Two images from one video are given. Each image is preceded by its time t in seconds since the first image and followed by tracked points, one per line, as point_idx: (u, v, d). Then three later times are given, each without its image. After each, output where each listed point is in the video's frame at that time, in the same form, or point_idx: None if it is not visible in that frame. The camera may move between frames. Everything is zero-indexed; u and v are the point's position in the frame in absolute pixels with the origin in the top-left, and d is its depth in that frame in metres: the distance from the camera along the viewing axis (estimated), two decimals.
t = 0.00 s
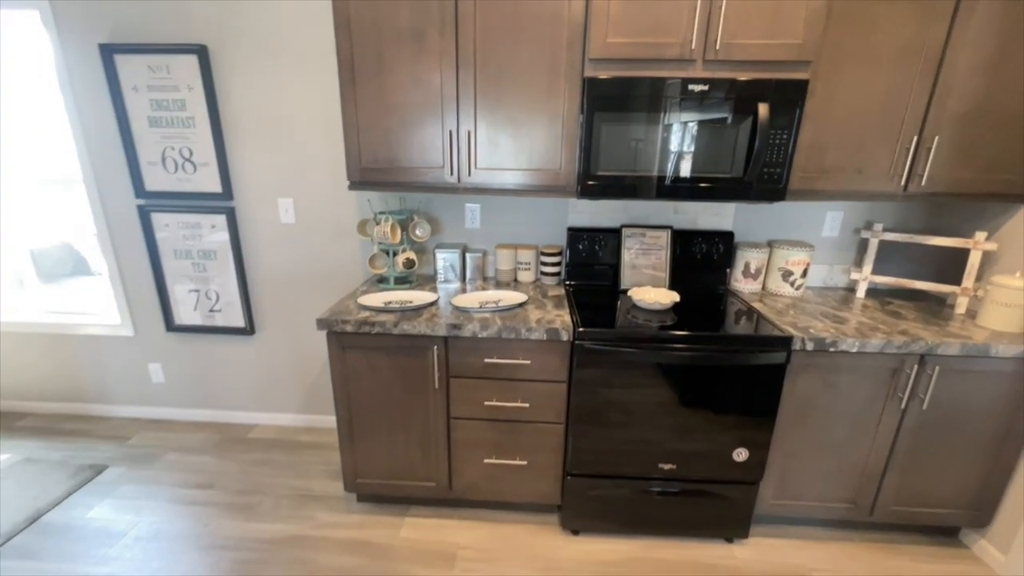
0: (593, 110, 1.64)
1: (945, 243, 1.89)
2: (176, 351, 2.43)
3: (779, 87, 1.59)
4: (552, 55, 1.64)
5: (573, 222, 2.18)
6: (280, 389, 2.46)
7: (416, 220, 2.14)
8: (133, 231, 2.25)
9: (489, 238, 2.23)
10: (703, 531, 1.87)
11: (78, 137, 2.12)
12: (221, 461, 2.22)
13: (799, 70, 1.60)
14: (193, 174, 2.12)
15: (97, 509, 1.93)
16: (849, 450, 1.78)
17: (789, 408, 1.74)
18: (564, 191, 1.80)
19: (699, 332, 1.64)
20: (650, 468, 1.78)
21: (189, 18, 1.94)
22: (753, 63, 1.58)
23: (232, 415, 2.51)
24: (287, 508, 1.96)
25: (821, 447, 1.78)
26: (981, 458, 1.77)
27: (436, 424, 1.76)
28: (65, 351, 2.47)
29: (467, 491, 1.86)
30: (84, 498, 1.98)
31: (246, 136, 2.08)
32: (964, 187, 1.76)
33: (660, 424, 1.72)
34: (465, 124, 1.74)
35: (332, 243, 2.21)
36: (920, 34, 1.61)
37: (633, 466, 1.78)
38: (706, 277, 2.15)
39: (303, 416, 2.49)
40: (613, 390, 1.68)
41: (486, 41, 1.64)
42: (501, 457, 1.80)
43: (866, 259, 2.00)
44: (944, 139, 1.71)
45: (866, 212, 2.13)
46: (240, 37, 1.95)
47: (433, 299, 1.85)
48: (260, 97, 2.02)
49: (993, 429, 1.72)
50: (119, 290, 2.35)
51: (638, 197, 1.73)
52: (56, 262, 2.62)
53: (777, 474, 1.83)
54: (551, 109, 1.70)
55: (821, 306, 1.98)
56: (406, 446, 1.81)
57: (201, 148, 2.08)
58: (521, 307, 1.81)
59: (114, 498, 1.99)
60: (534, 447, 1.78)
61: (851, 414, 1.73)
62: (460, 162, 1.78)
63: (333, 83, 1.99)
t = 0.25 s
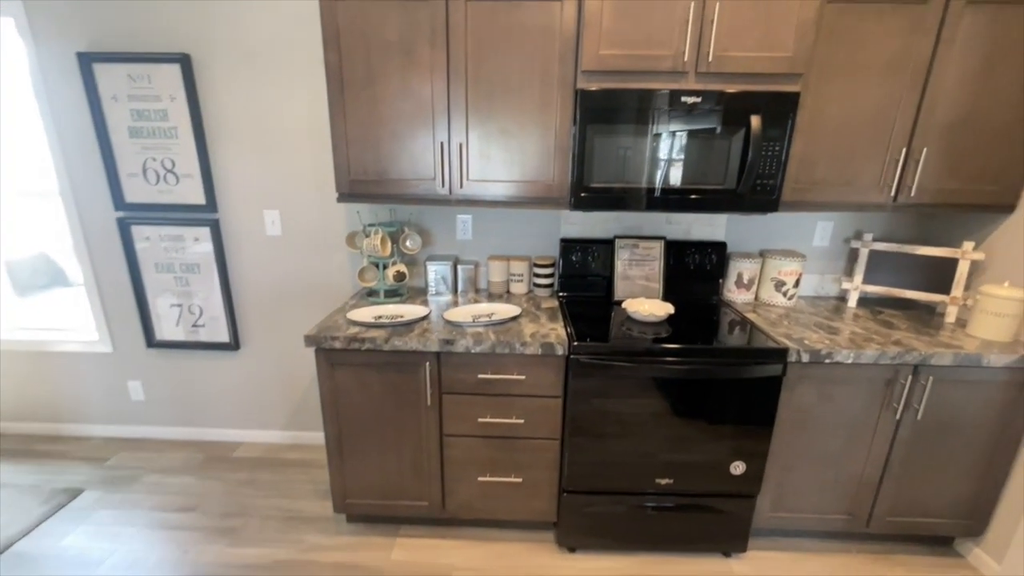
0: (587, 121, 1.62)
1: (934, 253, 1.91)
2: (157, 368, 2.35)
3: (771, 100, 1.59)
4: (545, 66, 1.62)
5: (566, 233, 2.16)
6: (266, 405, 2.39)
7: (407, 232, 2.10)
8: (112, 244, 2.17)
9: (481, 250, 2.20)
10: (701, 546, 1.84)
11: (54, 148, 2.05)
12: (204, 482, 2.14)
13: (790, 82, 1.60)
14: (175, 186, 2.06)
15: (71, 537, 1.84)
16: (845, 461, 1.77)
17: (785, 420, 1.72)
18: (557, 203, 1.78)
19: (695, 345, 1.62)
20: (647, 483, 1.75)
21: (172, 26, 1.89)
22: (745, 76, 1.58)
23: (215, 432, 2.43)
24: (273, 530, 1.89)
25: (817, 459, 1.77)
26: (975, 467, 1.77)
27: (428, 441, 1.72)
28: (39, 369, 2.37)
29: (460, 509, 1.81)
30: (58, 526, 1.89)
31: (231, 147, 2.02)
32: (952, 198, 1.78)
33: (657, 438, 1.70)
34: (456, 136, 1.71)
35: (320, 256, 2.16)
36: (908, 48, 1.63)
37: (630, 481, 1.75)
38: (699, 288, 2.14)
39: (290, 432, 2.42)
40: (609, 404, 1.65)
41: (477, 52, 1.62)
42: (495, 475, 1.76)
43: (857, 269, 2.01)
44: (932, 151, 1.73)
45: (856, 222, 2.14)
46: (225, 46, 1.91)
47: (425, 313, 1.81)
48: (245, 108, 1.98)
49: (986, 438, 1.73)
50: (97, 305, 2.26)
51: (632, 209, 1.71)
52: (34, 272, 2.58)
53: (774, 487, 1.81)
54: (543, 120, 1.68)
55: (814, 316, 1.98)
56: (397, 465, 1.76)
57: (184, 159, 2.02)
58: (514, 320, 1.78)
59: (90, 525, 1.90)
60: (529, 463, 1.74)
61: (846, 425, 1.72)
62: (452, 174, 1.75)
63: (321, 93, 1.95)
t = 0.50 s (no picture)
0: (577, 131, 1.62)
1: (919, 261, 1.93)
2: (135, 384, 2.27)
3: (760, 110, 1.59)
4: (534, 76, 1.61)
5: (556, 242, 2.15)
6: (250, 420, 2.32)
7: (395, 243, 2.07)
8: (88, 256, 2.10)
9: (470, 260, 2.17)
10: (696, 558, 1.82)
11: (27, 158, 1.98)
12: (184, 502, 2.06)
13: (777, 93, 1.61)
14: (154, 196, 2.00)
15: (42, 564, 1.76)
16: (838, 469, 1.77)
17: (778, 430, 1.72)
18: (547, 213, 1.77)
19: (687, 355, 1.61)
20: (641, 495, 1.73)
21: (152, 34, 1.85)
22: (733, 86, 1.59)
23: (197, 450, 2.35)
24: (257, 552, 1.82)
25: (810, 468, 1.77)
26: (964, 473, 1.78)
27: (418, 457, 1.68)
28: (8, 387, 2.28)
29: (451, 526, 1.77)
30: (27, 553, 1.81)
31: (213, 157, 1.98)
32: (936, 207, 1.81)
33: (651, 450, 1.68)
34: (445, 145, 1.69)
35: (306, 267, 2.11)
36: (891, 60, 1.66)
37: (624, 494, 1.72)
38: (690, 297, 2.14)
39: (275, 448, 2.35)
40: (602, 416, 1.63)
41: (466, 62, 1.60)
42: (487, 490, 1.72)
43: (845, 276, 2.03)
44: (916, 161, 1.75)
45: (842, 230, 2.16)
46: (207, 54, 1.87)
47: (414, 325, 1.77)
48: (228, 116, 1.93)
49: (975, 444, 1.74)
50: (72, 320, 2.18)
51: (623, 219, 1.71)
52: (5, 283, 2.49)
53: (767, 497, 1.80)
54: (533, 130, 1.67)
55: (804, 324, 1.98)
56: (386, 482, 1.71)
57: (163, 168, 1.97)
58: (505, 332, 1.75)
59: (63, 551, 1.81)
60: (521, 478, 1.71)
61: (838, 434, 1.72)
62: (441, 184, 1.73)
63: (307, 102, 1.92)
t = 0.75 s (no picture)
0: (564, 142, 1.60)
1: (902, 269, 1.95)
2: (106, 403, 2.18)
3: (745, 120, 1.60)
4: (521, 85, 1.60)
5: (544, 253, 2.13)
6: (229, 438, 2.24)
7: (380, 254, 2.03)
8: (58, 269, 2.02)
9: (457, 271, 2.14)
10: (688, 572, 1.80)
11: None
12: (158, 527, 1.97)
13: (763, 104, 1.62)
14: (129, 207, 1.93)
15: None
16: (828, 479, 1.76)
17: (768, 440, 1.71)
18: (535, 224, 1.75)
19: (677, 366, 1.59)
20: (633, 509, 1.70)
21: (127, 40, 1.79)
22: (719, 97, 1.59)
23: (172, 470, 2.26)
24: None
25: (800, 478, 1.76)
26: (951, 479, 1.79)
27: (404, 475, 1.63)
28: None
29: (439, 546, 1.72)
30: None
31: (191, 167, 1.92)
32: (917, 216, 1.83)
33: (641, 462, 1.66)
34: (431, 155, 1.66)
35: (288, 279, 2.06)
36: (871, 72, 1.68)
37: (615, 509, 1.69)
38: (678, 306, 2.13)
39: (255, 466, 2.27)
40: (592, 429, 1.60)
41: (452, 71, 1.58)
42: (476, 507, 1.67)
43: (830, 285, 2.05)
44: (897, 170, 1.78)
45: (827, 238, 2.19)
46: (185, 62, 1.82)
47: (400, 338, 1.73)
48: (207, 125, 1.88)
49: (961, 451, 1.75)
50: (40, 336, 2.09)
51: (611, 229, 1.69)
52: None
53: (759, 508, 1.79)
54: (520, 139, 1.65)
55: (791, 333, 1.99)
56: (371, 501, 1.65)
57: (138, 178, 1.90)
58: (493, 344, 1.72)
59: None
60: (511, 494, 1.67)
61: (828, 443, 1.72)
62: (426, 195, 1.70)
63: (289, 111, 1.88)
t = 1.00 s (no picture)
0: (548, 150, 1.59)
1: (881, 275, 1.98)
2: (74, 421, 2.08)
3: (727, 129, 1.61)
4: (504, 93, 1.59)
5: (529, 261, 2.11)
6: (205, 455, 2.16)
7: (362, 263, 1.98)
8: (22, 282, 1.93)
9: (441, 280, 2.11)
10: None
11: None
12: (128, 551, 1.88)
13: (744, 113, 1.63)
14: (98, 217, 1.86)
15: None
16: (814, 485, 1.76)
17: (755, 448, 1.71)
18: (519, 232, 1.73)
19: (664, 375, 1.58)
20: (622, 521, 1.68)
21: (97, 45, 1.74)
22: (701, 106, 1.60)
23: (145, 490, 2.17)
24: None
25: (787, 485, 1.75)
26: (933, 483, 1.81)
27: (387, 492, 1.58)
28: None
29: (424, 563, 1.67)
30: None
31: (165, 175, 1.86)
32: (895, 223, 1.86)
33: (629, 472, 1.64)
34: (413, 163, 1.63)
35: (266, 290, 2.00)
36: (848, 82, 1.71)
37: (603, 520, 1.67)
38: (664, 313, 2.13)
39: (232, 484, 2.20)
40: (579, 440, 1.58)
41: (434, 78, 1.56)
42: (462, 523, 1.63)
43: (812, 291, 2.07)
44: (875, 179, 1.81)
45: (808, 245, 2.21)
46: (158, 68, 1.77)
47: (382, 350, 1.69)
48: (182, 133, 1.83)
49: (942, 455, 1.77)
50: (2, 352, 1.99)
51: (596, 237, 1.68)
52: None
53: (747, 516, 1.78)
54: (504, 148, 1.64)
55: (775, 339, 2.00)
56: (353, 519, 1.60)
57: (108, 187, 1.84)
58: (478, 355, 1.69)
59: None
60: (497, 509, 1.63)
61: (814, 449, 1.72)
62: (409, 203, 1.67)
63: (267, 118, 1.84)
